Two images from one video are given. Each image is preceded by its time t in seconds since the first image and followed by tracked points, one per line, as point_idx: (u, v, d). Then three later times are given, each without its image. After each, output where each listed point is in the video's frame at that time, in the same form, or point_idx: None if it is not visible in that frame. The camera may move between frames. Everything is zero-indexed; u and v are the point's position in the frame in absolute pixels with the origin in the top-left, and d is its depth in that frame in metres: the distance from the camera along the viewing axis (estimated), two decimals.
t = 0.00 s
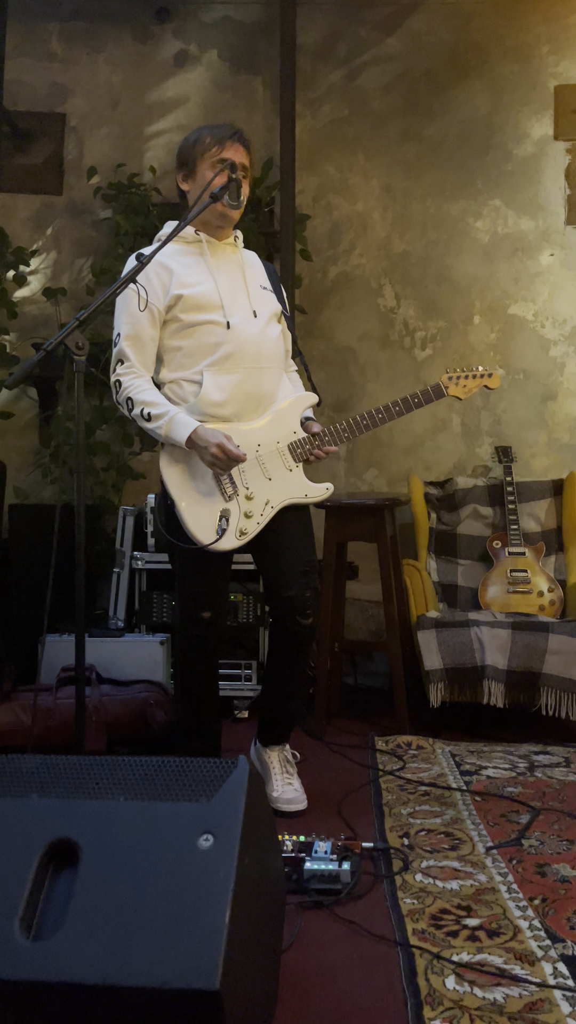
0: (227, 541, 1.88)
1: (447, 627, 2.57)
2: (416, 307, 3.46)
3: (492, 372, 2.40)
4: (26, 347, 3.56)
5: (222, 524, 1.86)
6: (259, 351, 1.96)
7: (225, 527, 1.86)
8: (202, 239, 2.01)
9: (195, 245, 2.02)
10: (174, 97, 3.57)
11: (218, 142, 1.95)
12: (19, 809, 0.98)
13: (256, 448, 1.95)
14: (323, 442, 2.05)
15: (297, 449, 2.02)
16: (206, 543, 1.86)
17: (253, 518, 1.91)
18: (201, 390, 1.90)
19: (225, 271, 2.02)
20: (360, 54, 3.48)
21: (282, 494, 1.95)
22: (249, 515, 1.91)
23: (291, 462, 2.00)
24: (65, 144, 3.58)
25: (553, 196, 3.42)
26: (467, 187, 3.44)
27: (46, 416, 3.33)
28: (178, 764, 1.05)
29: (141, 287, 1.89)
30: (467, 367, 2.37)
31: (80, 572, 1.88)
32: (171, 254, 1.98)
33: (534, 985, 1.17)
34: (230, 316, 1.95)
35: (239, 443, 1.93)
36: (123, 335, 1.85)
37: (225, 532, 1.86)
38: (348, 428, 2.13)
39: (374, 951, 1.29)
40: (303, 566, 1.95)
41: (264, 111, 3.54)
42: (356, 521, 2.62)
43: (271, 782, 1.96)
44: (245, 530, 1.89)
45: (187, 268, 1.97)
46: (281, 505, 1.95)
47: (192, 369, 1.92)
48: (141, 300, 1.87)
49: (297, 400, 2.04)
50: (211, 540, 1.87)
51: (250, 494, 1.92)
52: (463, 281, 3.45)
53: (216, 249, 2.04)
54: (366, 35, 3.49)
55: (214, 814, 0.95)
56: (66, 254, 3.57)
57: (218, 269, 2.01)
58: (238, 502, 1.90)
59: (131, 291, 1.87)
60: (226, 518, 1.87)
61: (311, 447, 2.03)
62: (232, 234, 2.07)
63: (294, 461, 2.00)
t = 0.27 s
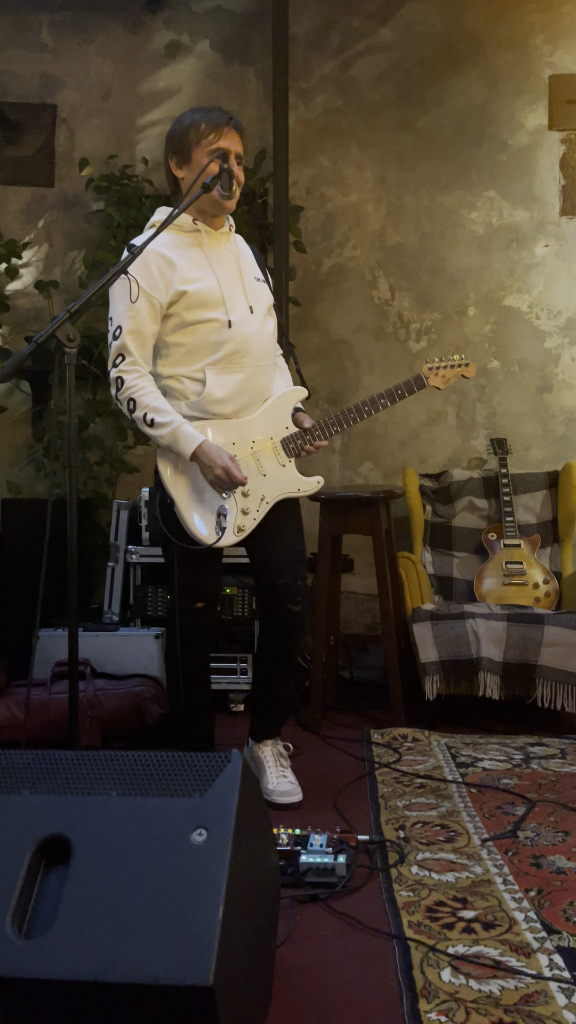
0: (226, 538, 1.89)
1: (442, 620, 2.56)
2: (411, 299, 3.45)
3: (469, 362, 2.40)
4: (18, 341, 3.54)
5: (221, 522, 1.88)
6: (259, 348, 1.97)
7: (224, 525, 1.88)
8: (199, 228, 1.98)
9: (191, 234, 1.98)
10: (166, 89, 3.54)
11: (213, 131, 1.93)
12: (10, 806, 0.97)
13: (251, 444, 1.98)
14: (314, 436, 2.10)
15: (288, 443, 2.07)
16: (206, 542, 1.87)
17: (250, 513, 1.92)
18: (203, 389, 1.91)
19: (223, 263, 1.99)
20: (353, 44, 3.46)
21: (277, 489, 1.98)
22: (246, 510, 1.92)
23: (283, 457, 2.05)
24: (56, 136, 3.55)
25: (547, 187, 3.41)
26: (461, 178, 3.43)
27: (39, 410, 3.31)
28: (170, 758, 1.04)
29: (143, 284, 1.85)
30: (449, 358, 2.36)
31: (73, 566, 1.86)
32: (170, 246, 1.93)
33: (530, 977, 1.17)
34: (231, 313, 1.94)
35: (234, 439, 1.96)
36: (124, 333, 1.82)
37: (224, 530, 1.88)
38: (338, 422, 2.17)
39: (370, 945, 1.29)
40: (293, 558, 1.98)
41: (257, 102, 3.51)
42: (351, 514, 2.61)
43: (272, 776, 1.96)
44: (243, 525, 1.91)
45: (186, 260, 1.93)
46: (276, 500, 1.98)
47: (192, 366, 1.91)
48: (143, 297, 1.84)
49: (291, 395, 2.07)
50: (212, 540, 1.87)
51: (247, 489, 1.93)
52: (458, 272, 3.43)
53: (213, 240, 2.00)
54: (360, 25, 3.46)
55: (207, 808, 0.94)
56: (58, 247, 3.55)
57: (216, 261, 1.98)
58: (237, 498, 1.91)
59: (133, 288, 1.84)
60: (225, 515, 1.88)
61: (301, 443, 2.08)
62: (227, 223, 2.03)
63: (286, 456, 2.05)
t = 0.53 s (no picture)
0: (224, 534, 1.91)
1: (440, 614, 2.57)
2: (408, 292, 3.44)
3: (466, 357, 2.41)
4: (14, 335, 3.52)
5: (220, 517, 1.89)
6: (262, 349, 1.99)
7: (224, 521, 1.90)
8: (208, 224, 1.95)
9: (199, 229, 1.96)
10: (162, 81, 3.52)
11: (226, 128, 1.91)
12: (9, 801, 0.97)
13: (249, 440, 1.98)
14: (311, 433, 2.10)
15: (285, 439, 2.07)
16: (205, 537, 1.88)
17: (248, 510, 1.94)
18: (208, 389, 1.93)
19: (230, 261, 1.98)
20: (349, 36, 3.44)
21: (274, 486, 1.99)
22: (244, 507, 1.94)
23: (281, 453, 2.05)
24: (51, 130, 3.54)
25: (545, 180, 3.40)
26: (458, 171, 3.41)
27: (35, 405, 3.30)
28: (170, 752, 1.04)
29: (153, 283, 1.83)
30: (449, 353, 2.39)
31: (70, 560, 1.86)
32: (180, 242, 1.91)
33: (530, 969, 1.17)
34: (237, 313, 1.94)
35: (233, 436, 1.96)
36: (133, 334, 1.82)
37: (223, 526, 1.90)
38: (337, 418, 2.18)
39: (370, 938, 1.29)
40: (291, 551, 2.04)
41: (253, 94, 3.49)
42: (349, 508, 2.61)
43: (284, 755, 2.05)
44: (241, 522, 1.92)
45: (194, 257, 1.91)
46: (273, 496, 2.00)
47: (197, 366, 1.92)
48: (153, 297, 1.83)
49: (289, 391, 2.07)
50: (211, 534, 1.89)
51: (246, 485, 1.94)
52: (455, 265, 3.42)
53: (221, 235, 1.99)
54: (356, 16, 3.43)
55: (207, 802, 0.94)
56: (54, 241, 3.53)
57: (223, 259, 1.97)
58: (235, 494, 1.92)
59: (143, 288, 1.82)
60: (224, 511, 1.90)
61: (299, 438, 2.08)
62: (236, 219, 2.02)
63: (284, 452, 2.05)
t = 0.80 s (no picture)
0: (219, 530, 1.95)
1: (439, 609, 2.57)
2: (406, 287, 3.44)
3: (493, 360, 2.39)
4: (12, 331, 3.52)
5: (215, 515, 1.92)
6: (277, 354, 2.00)
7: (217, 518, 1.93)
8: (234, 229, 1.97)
9: (224, 232, 1.97)
10: (159, 75, 3.51)
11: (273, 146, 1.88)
12: (9, 796, 0.97)
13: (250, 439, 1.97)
14: (316, 433, 2.05)
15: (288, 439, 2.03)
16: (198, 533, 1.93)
17: (245, 507, 1.97)
18: (222, 391, 1.95)
19: (251, 265, 1.99)
20: (348, 30, 3.42)
21: (274, 485, 2.00)
22: (241, 505, 1.97)
23: (283, 452, 2.04)
24: (49, 124, 3.53)
25: (543, 174, 3.39)
26: (456, 165, 3.41)
27: (33, 400, 3.30)
28: (167, 748, 1.04)
29: (174, 284, 1.85)
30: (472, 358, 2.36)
31: (69, 556, 1.85)
32: (204, 244, 1.92)
33: (529, 962, 1.18)
34: (255, 318, 1.96)
35: (234, 433, 1.96)
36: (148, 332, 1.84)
37: (217, 522, 1.94)
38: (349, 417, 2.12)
39: (370, 931, 1.30)
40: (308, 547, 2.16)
41: (251, 89, 3.48)
42: (348, 504, 2.61)
43: (321, 732, 2.22)
44: (238, 519, 1.95)
45: (217, 260, 1.93)
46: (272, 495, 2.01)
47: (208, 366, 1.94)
48: (172, 298, 1.84)
49: (297, 391, 2.04)
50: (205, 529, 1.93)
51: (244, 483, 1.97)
52: (454, 260, 3.42)
53: (247, 240, 2.00)
54: (354, 10, 3.42)
55: (207, 797, 0.94)
56: (52, 236, 3.52)
57: (247, 264, 1.98)
58: (232, 491, 1.96)
59: (164, 288, 1.84)
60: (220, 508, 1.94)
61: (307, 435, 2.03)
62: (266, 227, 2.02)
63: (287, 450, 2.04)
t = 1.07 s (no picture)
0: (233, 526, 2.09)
1: (438, 606, 2.57)
2: (405, 283, 3.44)
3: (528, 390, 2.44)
4: (10, 327, 3.52)
5: (231, 511, 2.08)
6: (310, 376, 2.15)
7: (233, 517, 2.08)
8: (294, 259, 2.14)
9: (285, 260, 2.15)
10: (157, 71, 3.50)
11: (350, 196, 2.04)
12: (8, 793, 0.97)
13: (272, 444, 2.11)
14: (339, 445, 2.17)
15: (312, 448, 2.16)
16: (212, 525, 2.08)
17: (261, 508, 2.10)
18: (260, 401, 2.12)
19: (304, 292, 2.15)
20: (346, 25, 3.41)
21: (291, 490, 2.13)
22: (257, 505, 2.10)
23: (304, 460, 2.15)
24: (46, 120, 3.52)
25: (541, 170, 3.39)
26: (454, 162, 3.40)
27: (31, 397, 3.30)
28: (164, 745, 1.04)
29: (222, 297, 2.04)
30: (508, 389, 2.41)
31: (68, 553, 1.85)
32: (264, 267, 2.11)
33: (528, 958, 1.18)
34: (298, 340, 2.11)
35: (257, 439, 2.11)
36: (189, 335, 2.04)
37: (231, 519, 2.08)
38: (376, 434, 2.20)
39: (369, 927, 1.30)
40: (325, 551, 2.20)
41: (249, 84, 3.47)
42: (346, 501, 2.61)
43: (331, 733, 2.29)
44: (251, 519, 2.09)
45: (269, 283, 2.10)
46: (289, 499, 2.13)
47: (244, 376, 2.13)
48: (219, 309, 2.05)
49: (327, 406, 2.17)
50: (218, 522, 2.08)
51: (262, 484, 2.11)
52: (452, 257, 3.42)
53: (307, 271, 2.17)
54: (352, 5, 3.41)
55: (206, 795, 0.94)
56: (49, 232, 3.52)
57: (299, 292, 2.14)
58: (250, 491, 2.11)
59: (215, 298, 2.04)
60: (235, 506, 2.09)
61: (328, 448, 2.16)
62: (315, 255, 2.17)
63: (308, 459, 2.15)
